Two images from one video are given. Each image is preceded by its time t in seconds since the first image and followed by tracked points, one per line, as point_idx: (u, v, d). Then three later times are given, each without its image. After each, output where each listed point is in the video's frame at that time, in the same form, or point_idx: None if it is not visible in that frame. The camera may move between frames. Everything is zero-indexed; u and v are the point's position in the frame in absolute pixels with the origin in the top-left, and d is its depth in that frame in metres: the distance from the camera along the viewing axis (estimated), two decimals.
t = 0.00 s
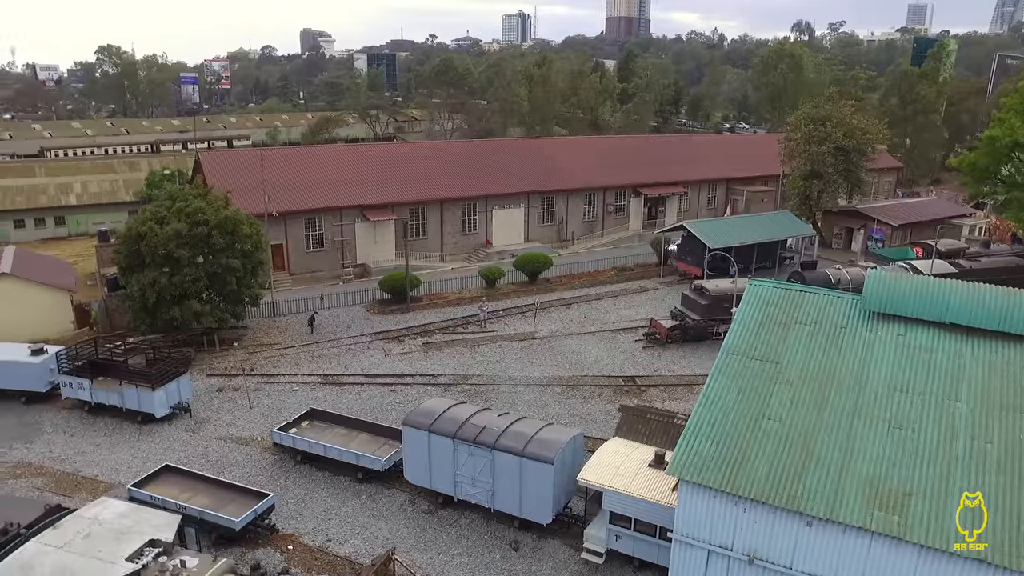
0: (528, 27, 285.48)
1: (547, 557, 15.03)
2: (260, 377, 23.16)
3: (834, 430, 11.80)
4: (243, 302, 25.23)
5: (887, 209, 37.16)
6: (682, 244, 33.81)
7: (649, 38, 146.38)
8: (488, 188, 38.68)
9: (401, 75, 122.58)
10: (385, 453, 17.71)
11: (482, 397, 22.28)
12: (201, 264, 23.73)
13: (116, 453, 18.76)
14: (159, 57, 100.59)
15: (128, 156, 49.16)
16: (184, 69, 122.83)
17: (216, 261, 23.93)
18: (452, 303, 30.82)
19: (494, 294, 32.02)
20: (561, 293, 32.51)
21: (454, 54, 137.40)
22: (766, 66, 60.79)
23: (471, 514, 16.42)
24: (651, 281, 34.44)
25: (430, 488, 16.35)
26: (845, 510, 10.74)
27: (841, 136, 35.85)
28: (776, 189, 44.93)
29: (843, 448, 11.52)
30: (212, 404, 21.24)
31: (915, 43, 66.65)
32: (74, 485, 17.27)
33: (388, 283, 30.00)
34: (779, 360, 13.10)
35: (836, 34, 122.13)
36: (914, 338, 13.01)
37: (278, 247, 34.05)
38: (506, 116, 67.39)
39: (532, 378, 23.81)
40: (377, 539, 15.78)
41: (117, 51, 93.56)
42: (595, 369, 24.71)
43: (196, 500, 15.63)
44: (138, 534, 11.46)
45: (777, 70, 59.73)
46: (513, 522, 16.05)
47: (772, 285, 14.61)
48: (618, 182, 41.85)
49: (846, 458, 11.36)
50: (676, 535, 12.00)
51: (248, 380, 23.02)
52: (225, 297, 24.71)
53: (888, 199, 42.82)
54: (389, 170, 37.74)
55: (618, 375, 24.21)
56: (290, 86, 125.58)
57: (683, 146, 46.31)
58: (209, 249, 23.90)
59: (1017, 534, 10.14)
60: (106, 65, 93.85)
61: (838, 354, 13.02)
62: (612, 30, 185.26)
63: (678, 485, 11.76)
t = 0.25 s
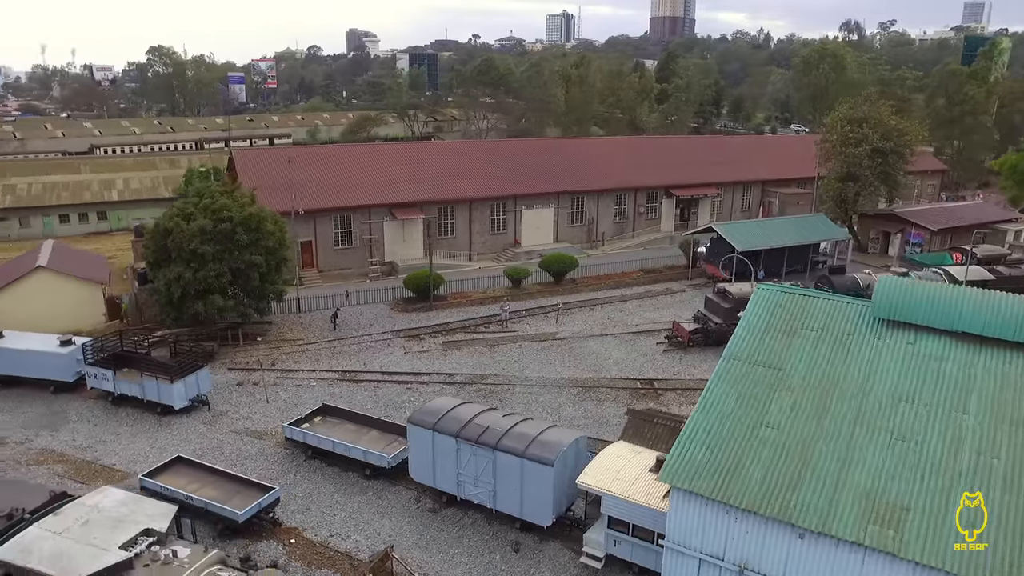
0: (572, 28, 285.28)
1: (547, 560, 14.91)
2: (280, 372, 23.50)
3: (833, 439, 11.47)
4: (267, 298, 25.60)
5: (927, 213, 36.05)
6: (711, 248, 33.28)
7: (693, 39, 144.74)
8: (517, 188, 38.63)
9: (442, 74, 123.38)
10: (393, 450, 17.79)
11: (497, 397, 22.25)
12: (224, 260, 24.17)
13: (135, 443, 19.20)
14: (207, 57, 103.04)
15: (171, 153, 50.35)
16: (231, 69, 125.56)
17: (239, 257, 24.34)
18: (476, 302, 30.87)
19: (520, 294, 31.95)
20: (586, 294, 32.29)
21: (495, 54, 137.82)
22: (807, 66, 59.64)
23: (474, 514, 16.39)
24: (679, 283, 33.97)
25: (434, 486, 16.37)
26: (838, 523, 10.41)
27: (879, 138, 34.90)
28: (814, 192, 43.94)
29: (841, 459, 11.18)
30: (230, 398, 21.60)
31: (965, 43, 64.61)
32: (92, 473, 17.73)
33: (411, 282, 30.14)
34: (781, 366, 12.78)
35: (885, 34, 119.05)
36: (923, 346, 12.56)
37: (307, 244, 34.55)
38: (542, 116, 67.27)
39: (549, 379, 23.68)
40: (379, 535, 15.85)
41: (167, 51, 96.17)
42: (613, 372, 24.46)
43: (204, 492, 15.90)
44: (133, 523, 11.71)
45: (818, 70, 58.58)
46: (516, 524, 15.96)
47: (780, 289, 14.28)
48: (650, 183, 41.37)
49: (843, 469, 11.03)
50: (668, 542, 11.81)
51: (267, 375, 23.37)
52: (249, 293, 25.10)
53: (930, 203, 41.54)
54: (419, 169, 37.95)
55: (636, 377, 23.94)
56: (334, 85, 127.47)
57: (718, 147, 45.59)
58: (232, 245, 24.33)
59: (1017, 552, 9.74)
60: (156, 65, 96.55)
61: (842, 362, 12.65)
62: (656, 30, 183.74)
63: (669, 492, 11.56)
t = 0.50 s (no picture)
0: (610, 28, 284.28)
1: (541, 562, 14.81)
2: (293, 368, 23.79)
3: (825, 448, 11.17)
4: (284, 295, 25.92)
5: (961, 217, 35.06)
6: (735, 250, 32.77)
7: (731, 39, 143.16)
8: (541, 188, 38.51)
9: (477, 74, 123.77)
10: (395, 448, 17.84)
11: (506, 397, 22.21)
12: (242, 257, 24.54)
13: (148, 434, 19.58)
14: (246, 57, 104.93)
15: (204, 151, 51.34)
16: (271, 69, 127.61)
17: (256, 254, 24.69)
18: (494, 302, 30.86)
19: (538, 294, 31.84)
20: (606, 295, 32.07)
21: (531, 54, 137.83)
22: (843, 65, 58.66)
23: (472, 514, 16.36)
24: (701, 285, 33.52)
25: (433, 485, 16.38)
26: (825, 535, 10.12)
27: (911, 140, 34.01)
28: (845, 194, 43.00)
29: (832, 469, 10.87)
30: (243, 393, 21.91)
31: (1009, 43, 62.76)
32: (104, 463, 18.13)
33: (429, 281, 30.22)
34: (777, 373, 12.49)
35: (929, 34, 116.31)
36: (926, 354, 12.18)
37: (330, 242, 34.92)
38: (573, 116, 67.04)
39: (560, 380, 23.56)
40: (377, 532, 15.90)
41: (208, 51, 98.18)
42: (626, 374, 24.24)
43: (207, 485, 16.15)
44: (125, 513, 11.91)
45: (854, 70, 57.60)
46: (513, 526, 15.88)
47: (782, 293, 13.97)
48: (676, 184, 40.91)
49: (833, 479, 10.72)
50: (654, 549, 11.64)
51: (281, 371, 23.65)
52: (266, 290, 25.43)
53: (966, 207, 40.38)
54: (443, 168, 38.08)
55: (649, 380, 23.69)
56: (370, 85, 128.86)
57: (748, 147, 44.89)
58: (250, 242, 24.69)
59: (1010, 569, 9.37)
60: (197, 65, 98.62)
61: (841, 369, 12.31)
62: (694, 30, 182.05)
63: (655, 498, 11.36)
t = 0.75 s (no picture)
0: (648, 27, 282.34)
1: (535, 566, 14.71)
2: (307, 365, 24.03)
3: (815, 459, 10.87)
4: (301, 293, 26.21)
5: (996, 222, 34.01)
6: (758, 253, 32.24)
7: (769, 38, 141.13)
8: (564, 189, 38.31)
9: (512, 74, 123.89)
10: (397, 447, 17.89)
11: (515, 398, 22.14)
12: (259, 254, 24.86)
13: (160, 427, 19.94)
14: (284, 57, 106.51)
15: (236, 150, 52.19)
16: (309, 69, 129.32)
17: (273, 252, 24.99)
18: (512, 302, 30.81)
19: (557, 294, 31.69)
20: (625, 297, 31.79)
21: (567, 54, 137.52)
22: (880, 66, 57.61)
23: (470, 515, 16.31)
24: (724, 288, 33.02)
25: (431, 485, 16.39)
26: (808, 549, 9.85)
27: (944, 142, 33.06)
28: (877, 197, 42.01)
29: (820, 481, 10.57)
30: (255, 389, 22.19)
31: None
32: (115, 454, 18.51)
33: (447, 280, 30.26)
34: (771, 380, 12.20)
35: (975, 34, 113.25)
36: (927, 364, 11.79)
37: (352, 241, 35.22)
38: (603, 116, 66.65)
39: (571, 382, 23.40)
40: (374, 531, 15.96)
41: (246, 51, 99.87)
42: (638, 377, 23.98)
43: (209, 479, 16.38)
44: (117, 505, 12.14)
45: (891, 70, 56.46)
46: (509, 528, 15.81)
47: (782, 297, 13.66)
48: (702, 185, 40.37)
49: (820, 492, 10.44)
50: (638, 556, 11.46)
51: (294, 368, 23.90)
52: (283, 287, 25.73)
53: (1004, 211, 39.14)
54: (466, 168, 38.14)
55: (661, 384, 23.41)
56: (406, 84, 129.82)
57: (778, 149, 44.11)
58: (267, 240, 25.02)
59: None
60: (236, 65, 100.38)
61: (837, 377, 11.97)
62: (732, 30, 180.04)
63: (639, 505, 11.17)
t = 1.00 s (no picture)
0: (691, 27, 279.69)
1: (530, 569, 14.63)
2: (323, 362, 24.29)
3: (806, 470, 10.59)
4: (321, 290, 26.53)
5: None
6: (787, 257, 31.65)
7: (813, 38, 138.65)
8: (591, 190, 38.06)
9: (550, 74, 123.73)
10: (402, 445, 17.96)
11: (526, 400, 22.07)
12: (279, 252, 25.28)
13: (175, 420, 20.35)
14: (325, 57, 108.08)
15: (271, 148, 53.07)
16: (350, 68, 130.87)
17: (293, 250, 25.41)
18: (533, 303, 30.73)
19: (579, 295, 31.49)
20: (648, 299, 31.47)
21: (607, 54, 136.81)
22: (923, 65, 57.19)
23: (470, 516, 16.29)
24: (750, 292, 32.45)
25: (433, 484, 16.41)
26: (791, 562, 9.59)
27: (982, 144, 31.98)
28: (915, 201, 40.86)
29: (809, 493, 10.28)
30: (271, 384, 22.51)
31: None
32: (130, 445, 18.94)
33: (468, 280, 30.29)
34: (768, 388, 11.94)
35: None
36: (929, 375, 11.39)
37: (377, 239, 35.51)
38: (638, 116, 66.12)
39: (584, 385, 23.23)
40: (375, 528, 16.03)
41: (288, 51, 101.59)
42: (654, 381, 23.68)
43: (216, 472, 16.66)
44: (114, 495, 12.43)
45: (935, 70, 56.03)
46: (509, 530, 15.74)
47: (786, 304, 13.37)
48: (732, 187, 39.75)
49: (809, 504, 10.15)
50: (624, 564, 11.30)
51: (311, 364, 24.18)
52: (303, 285, 26.06)
53: None
54: (493, 168, 38.16)
55: (676, 388, 23.10)
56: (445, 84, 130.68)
57: (812, 150, 43.21)
58: (287, 238, 25.38)
59: None
60: (278, 65, 102.19)
61: (835, 387, 11.65)
62: (776, 30, 177.38)
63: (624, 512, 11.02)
